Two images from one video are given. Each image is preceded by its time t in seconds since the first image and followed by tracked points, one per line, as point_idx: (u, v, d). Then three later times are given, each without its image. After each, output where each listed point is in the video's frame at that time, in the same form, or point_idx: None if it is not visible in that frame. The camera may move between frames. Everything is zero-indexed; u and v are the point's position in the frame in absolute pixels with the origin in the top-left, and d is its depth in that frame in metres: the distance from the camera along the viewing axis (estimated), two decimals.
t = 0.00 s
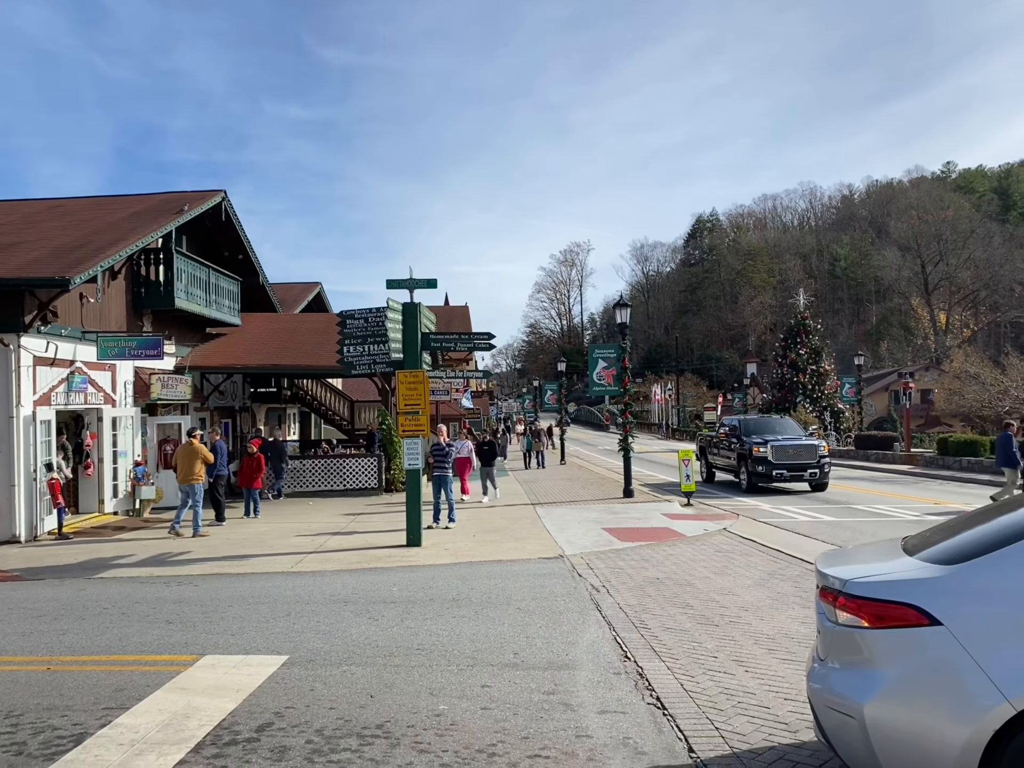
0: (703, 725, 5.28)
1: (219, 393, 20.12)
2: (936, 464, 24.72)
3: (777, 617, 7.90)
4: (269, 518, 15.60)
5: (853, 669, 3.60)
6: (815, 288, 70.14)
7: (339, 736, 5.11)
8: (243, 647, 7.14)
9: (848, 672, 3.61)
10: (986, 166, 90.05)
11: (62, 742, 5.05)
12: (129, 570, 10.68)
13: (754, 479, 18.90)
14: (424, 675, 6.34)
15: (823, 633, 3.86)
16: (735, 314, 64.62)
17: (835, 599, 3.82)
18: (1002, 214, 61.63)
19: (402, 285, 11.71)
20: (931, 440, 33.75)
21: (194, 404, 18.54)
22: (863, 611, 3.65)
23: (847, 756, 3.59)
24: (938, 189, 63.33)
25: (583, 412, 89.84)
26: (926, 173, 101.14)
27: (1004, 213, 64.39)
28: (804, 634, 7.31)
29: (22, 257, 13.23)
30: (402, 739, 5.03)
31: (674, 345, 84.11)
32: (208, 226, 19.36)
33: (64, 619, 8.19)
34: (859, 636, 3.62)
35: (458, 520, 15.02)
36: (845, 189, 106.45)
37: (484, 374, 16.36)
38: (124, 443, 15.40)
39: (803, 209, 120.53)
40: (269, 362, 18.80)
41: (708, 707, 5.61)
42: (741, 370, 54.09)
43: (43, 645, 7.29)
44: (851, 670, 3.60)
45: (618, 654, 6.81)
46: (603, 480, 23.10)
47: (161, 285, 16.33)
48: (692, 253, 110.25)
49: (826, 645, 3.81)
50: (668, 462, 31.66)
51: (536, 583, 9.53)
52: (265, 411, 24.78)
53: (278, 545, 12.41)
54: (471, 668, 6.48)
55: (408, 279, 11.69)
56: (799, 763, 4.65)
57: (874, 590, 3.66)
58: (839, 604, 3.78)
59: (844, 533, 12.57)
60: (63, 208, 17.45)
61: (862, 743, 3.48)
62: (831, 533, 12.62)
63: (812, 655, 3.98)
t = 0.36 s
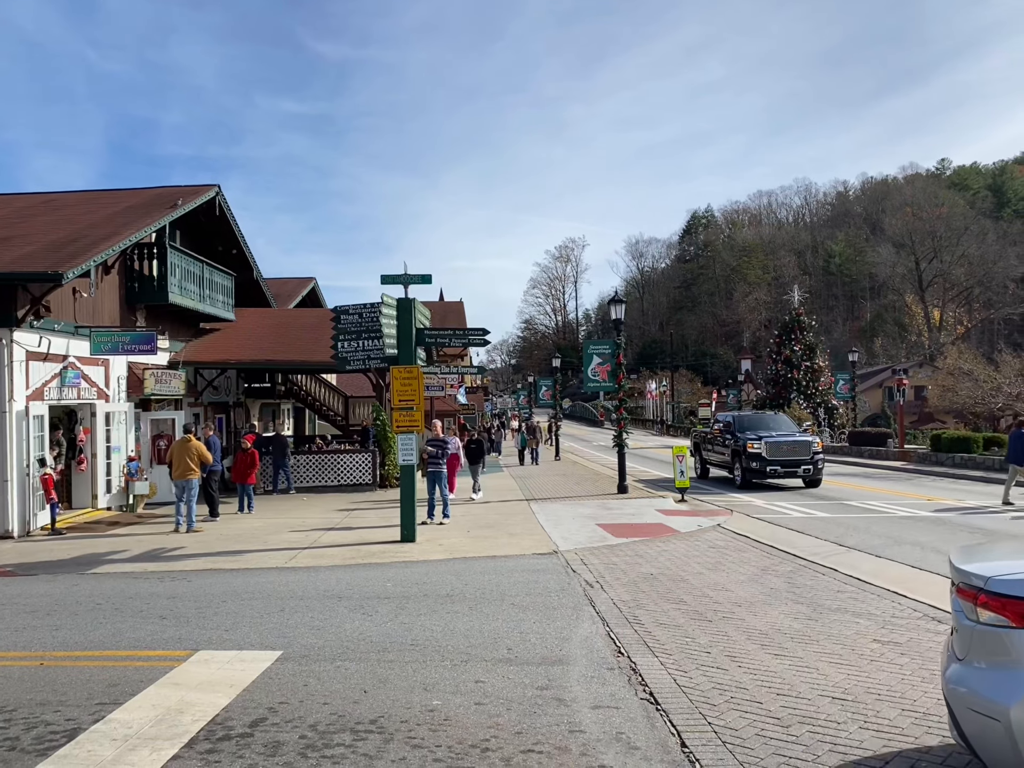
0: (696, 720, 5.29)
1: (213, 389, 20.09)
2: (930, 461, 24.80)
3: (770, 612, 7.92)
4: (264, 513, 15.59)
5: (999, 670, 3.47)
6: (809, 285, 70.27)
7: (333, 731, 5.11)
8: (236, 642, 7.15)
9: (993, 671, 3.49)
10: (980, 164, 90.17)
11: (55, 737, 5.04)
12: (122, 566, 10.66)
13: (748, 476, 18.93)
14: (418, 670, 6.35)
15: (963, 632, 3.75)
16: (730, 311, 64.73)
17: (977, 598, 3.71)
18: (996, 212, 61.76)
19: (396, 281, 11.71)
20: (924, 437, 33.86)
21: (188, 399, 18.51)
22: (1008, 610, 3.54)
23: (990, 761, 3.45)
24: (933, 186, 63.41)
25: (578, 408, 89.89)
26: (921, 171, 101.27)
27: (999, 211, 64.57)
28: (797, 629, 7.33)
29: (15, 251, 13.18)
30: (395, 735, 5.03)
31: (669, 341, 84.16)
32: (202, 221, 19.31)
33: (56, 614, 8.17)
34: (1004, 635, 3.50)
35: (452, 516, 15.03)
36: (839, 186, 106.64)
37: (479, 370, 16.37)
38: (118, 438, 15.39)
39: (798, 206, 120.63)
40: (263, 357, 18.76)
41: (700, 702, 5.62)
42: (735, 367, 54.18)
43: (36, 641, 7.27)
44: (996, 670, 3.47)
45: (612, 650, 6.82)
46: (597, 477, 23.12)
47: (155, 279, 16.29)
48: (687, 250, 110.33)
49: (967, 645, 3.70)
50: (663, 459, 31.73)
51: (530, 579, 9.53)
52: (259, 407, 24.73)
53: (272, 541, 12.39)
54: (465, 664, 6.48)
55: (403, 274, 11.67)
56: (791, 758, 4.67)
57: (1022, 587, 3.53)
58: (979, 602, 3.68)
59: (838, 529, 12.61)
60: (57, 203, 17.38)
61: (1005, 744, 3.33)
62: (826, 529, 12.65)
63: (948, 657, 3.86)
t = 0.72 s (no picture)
0: (690, 716, 5.31)
1: (209, 385, 20.06)
2: (924, 458, 24.86)
3: (765, 609, 7.94)
4: (259, 510, 15.59)
5: None
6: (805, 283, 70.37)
7: (328, 727, 5.12)
8: (232, 638, 7.16)
9: None
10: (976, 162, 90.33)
11: (50, 734, 5.04)
12: (117, 562, 10.65)
13: (743, 472, 18.96)
14: (413, 666, 6.36)
15: None
16: (726, 308, 64.77)
17: None
18: (991, 210, 61.89)
19: (393, 278, 11.69)
20: (919, 435, 33.96)
21: (183, 395, 18.49)
22: None
23: None
24: (929, 185, 63.51)
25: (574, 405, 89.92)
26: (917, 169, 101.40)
27: (994, 210, 64.69)
28: (791, 626, 7.35)
29: (10, 247, 13.14)
30: (391, 731, 5.05)
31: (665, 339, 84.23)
32: (197, 217, 19.27)
33: (52, 611, 8.17)
34: None
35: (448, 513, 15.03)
36: (835, 184, 106.82)
37: (475, 367, 16.36)
38: (113, 435, 15.36)
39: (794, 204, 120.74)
40: (259, 353, 18.75)
41: (695, 698, 5.64)
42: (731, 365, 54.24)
43: (31, 637, 7.27)
44: None
45: (607, 646, 6.84)
46: (593, 474, 23.13)
47: (151, 276, 16.26)
48: (683, 247, 110.40)
49: None
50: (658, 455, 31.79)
51: (526, 576, 9.54)
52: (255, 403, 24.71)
53: (267, 537, 12.40)
54: (461, 660, 6.49)
55: (400, 271, 11.66)
56: (785, 754, 4.69)
57: None
58: None
59: (833, 526, 12.64)
60: (52, 198, 17.33)
61: None
62: (821, 526, 12.68)
63: None
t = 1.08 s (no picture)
0: (690, 715, 5.31)
1: (208, 384, 20.04)
2: (924, 458, 24.85)
3: (764, 608, 7.94)
4: (259, 509, 15.56)
5: None
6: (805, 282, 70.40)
7: (328, 726, 5.11)
8: (232, 637, 7.15)
9: None
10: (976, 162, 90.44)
11: (49, 732, 5.04)
12: (115, 561, 10.63)
13: (743, 471, 18.95)
14: (413, 665, 6.36)
15: None
16: (725, 307, 64.79)
17: None
18: (990, 209, 61.94)
19: (393, 276, 11.69)
20: (918, 434, 33.95)
21: (183, 394, 18.48)
22: None
23: None
24: (928, 184, 63.56)
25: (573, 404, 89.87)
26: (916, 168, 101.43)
27: (994, 210, 64.71)
28: (790, 626, 7.34)
29: (9, 245, 13.12)
30: (390, 730, 5.04)
31: (665, 338, 84.18)
32: (196, 215, 19.24)
33: (51, 610, 8.16)
34: None
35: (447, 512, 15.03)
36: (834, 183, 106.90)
37: (474, 366, 16.34)
38: (112, 434, 15.35)
39: (793, 203, 120.78)
40: (258, 352, 18.71)
41: (695, 697, 5.65)
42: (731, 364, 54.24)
43: (31, 636, 7.25)
44: None
45: (606, 646, 6.82)
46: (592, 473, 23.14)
47: (150, 274, 16.24)
48: (683, 247, 110.38)
49: None
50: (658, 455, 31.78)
51: (525, 575, 9.54)
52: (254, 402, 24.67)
53: (266, 536, 12.37)
54: (460, 659, 6.49)
55: (399, 270, 11.65)
56: (785, 754, 4.69)
57: None
58: None
59: (832, 526, 12.62)
60: (51, 197, 17.32)
61: None
62: (820, 526, 12.66)
63: None
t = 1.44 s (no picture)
0: (694, 715, 5.30)
1: (213, 384, 20.08)
2: (930, 458, 24.80)
3: (769, 609, 7.92)
4: (264, 509, 15.59)
5: None
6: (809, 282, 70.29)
7: (333, 725, 5.12)
8: (238, 637, 7.16)
9: None
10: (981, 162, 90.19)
11: (55, 731, 5.06)
12: (120, 561, 10.65)
13: (747, 471, 18.92)
14: (417, 665, 6.37)
15: None
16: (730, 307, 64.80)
17: None
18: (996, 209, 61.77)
19: (397, 276, 11.71)
20: (923, 434, 33.85)
21: (188, 395, 18.52)
22: None
23: None
24: (932, 184, 63.43)
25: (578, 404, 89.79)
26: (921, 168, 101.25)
27: (999, 209, 64.56)
28: (795, 626, 7.33)
29: (15, 246, 13.18)
30: (394, 729, 5.05)
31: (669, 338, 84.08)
32: (202, 216, 19.29)
33: (57, 609, 8.19)
34: None
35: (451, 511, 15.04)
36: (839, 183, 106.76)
37: (478, 366, 16.35)
38: (118, 434, 15.40)
39: (798, 203, 120.60)
40: (263, 353, 18.74)
41: (699, 697, 5.65)
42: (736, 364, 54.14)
43: (37, 635, 7.28)
44: None
45: (611, 646, 6.82)
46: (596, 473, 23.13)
47: (155, 275, 16.28)
48: (687, 247, 110.26)
49: None
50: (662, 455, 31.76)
51: (530, 575, 9.54)
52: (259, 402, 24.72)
53: (271, 536, 12.39)
54: (464, 659, 6.50)
55: (404, 270, 11.67)
56: (790, 754, 4.68)
57: None
58: None
59: (838, 526, 12.59)
60: (56, 198, 17.37)
61: None
62: (826, 526, 12.64)
63: None
